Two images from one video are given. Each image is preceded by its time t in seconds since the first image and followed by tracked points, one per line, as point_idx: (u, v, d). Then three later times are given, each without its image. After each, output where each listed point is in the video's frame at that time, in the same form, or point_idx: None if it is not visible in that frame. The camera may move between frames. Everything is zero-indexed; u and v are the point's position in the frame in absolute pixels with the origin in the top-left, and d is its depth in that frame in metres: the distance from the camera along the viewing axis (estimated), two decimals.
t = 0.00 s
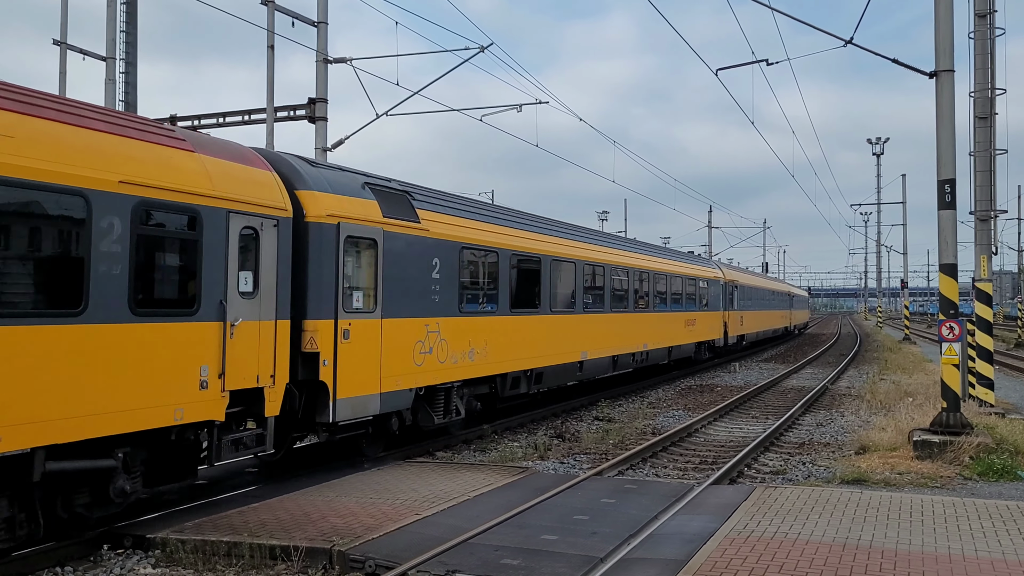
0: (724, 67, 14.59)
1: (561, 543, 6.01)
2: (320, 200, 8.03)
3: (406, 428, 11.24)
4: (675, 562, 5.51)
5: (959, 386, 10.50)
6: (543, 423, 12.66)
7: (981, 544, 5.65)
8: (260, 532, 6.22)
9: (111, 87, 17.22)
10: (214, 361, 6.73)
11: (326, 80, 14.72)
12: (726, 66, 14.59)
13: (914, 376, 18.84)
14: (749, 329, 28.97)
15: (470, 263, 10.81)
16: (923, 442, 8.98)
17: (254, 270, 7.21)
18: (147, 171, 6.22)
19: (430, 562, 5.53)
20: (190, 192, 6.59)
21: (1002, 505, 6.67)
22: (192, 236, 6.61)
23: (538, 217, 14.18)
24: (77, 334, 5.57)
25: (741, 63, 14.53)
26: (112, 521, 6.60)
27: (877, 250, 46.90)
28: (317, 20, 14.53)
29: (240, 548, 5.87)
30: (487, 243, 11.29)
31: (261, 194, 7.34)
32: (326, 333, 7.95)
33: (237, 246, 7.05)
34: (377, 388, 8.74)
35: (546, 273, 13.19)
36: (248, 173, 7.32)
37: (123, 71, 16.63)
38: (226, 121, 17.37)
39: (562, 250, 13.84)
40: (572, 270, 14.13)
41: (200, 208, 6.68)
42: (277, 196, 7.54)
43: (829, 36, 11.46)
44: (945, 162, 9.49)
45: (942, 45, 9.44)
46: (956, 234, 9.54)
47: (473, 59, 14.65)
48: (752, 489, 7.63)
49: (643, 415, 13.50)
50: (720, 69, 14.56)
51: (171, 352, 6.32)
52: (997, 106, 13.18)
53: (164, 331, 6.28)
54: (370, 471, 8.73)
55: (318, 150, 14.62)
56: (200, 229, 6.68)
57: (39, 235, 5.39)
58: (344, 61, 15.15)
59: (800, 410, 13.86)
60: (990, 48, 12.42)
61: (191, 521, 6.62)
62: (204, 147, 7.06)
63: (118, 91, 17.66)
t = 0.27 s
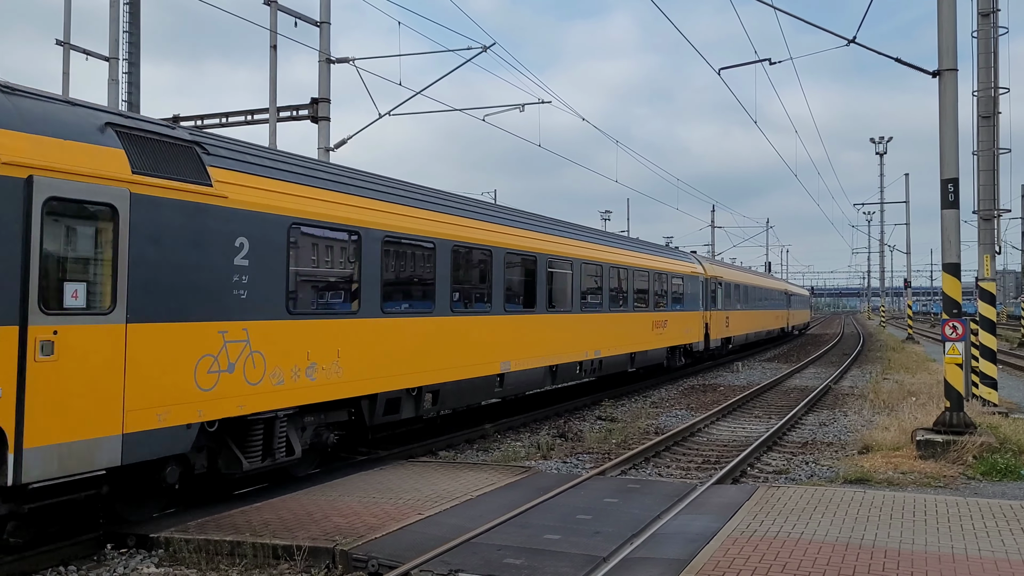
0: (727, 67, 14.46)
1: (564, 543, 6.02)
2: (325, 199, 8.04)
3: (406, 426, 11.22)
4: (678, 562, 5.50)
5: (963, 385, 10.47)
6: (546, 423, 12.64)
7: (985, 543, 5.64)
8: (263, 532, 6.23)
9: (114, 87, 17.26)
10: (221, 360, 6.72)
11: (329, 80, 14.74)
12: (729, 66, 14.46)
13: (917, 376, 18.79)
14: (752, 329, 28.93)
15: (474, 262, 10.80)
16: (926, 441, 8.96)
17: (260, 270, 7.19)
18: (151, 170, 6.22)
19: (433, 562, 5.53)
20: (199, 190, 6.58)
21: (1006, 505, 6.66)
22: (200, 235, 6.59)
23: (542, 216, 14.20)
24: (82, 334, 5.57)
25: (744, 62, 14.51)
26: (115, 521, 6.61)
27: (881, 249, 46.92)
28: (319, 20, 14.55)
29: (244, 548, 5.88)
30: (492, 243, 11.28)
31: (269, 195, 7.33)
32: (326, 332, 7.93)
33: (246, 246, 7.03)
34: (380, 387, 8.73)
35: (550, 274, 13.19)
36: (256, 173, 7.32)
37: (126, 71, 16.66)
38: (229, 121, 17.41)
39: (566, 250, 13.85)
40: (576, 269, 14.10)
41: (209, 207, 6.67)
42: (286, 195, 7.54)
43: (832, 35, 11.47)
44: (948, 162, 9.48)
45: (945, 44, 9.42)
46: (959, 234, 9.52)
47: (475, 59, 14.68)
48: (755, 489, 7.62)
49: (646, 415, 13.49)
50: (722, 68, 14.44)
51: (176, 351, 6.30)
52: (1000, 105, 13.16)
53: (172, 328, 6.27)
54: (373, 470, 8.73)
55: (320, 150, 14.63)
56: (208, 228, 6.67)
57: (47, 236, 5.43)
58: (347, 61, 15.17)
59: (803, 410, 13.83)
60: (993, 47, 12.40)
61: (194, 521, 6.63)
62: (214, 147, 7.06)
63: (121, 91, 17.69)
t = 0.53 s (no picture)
0: (729, 67, 14.44)
1: (567, 543, 6.02)
2: (326, 200, 8.05)
3: (408, 426, 11.22)
4: (680, 562, 5.50)
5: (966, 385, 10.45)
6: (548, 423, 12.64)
7: (987, 543, 5.63)
8: (266, 531, 6.24)
9: (117, 87, 17.28)
10: (224, 359, 6.77)
11: (332, 80, 14.75)
12: (730, 65, 14.47)
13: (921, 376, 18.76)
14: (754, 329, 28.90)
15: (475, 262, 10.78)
16: (929, 441, 8.95)
17: (263, 269, 7.23)
18: (155, 170, 6.27)
19: (435, 561, 5.53)
20: (202, 190, 6.64)
21: (1009, 505, 6.65)
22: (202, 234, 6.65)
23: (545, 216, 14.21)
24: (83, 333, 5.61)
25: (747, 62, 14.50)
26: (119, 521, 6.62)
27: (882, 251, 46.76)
28: (322, 20, 14.56)
29: (246, 547, 5.89)
30: (492, 243, 11.25)
31: (273, 194, 7.38)
32: (328, 332, 7.96)
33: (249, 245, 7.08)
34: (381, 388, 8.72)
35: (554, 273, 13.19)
36: (260, 173, 7.37)
37: (129, 71, 16.67)
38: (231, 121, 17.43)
39: (570, 250, 13.87)
40: (577, 269, 14.05)
41: (212, 207, 6.73)
42: (291, 195, 7.59)
43: (835, 35, 11.45)
44: (951, 161, 9.46)
45: (948, 43, 9.41)
46: (962, 233, 9.51)
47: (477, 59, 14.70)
48: (757, 489, 7.62)
49: (649, 415, 13.48)
50: (726, 69, 14.41)
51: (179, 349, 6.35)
52: (1003, 104, 13.14)
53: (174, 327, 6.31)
54: (375, 470, 8.73)
55: (323, 150, 14.64)
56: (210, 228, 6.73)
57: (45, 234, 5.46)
58: (349, 61, 15.18)
59: (806, 410, 13.82)
60: (996, 47, 12.38)
61: (197, 521, 6.64)
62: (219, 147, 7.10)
63: (124, 91, 17.71)
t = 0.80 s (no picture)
0: (730, 68, 14.52)
1: (569, 542, 6.02)
2: (327, 199, 8.05)
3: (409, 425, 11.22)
4: (682, 562, 5.50)
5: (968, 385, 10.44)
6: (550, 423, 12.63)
7: (990, 543, 5.62)
8: (268, 531, 6.25)
9: (120, 87, 17.30)
10: (226, 359, 6.78)
11: (334, 80, 14.76)
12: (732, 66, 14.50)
13: (923, 376, 18.72)
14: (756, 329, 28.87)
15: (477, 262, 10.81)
16: (931, 441, 8.95)
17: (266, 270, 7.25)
18: (158, 170, 6.29)
19: (438, 561, 5.54)
20: (206, 190, 6.66)
21: (1011, 505, 6.64)
22: (205, 234, 6.67)
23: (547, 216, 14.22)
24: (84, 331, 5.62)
25: (749, 62, 14.50)
26: (121, 521, 6.62)
27: (884, 251, 46.75)
28: (324, 20, 14.57)
29: (249, 547, 5.90)
30: (496, 242, 11.29)
31: (276, 194, 7.40)
32: (329, 331, 7.96)
33: (253, 245, 7.10)
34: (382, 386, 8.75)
35: (556, 273, 13.21)
36: (264, 173, 7.38)
37: (131, 71, 16.68)
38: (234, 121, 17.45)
39: (572, 250, 13.88)
40: (580, 270, 14.06)
41: (216, 207, 6.75)
42: (293, 195, 7.60)
43: (837, 34, 11.43)
44: (953, 161, 9.46)
45: (951, 43, 9.40)
46: (965, 233, 9.50)
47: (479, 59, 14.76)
48: (760, 488, 7.62)
49: (650, 414, 13.47)
50: (727, 69, 14.51)
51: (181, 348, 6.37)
52: (1005, 104, 13.11)
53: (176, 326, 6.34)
54: (377, 470, 8.73)
55: (325, 150, 14.65)
56: (214, 227, 6.75)
57: (48, 231, 5.48)
58: (351, 61, 15.18)
59: (808, 410, 13.80)
60: (998, 46, 12.36)
61: (199, 520, 6.64)
62: (223, 147, 7.13)
63: (126, 92, 17.72)
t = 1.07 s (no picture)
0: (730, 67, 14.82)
1: (571, 542, 6.02)
2: (328, 199, 8.06)
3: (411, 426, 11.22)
4: (685, 562, 5.50)
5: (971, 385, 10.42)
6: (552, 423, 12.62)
7: (993, 543, 5.61)
8: (270, 531, 6.25)
9: (122, 87, 17.31)
10: (226, 359, 6.79)
11: (336, 80, 14.77)
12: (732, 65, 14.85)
13: (926, 375, 18.69)
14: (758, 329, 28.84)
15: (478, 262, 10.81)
16: (934, 440, 8.94)
17: (266, 270, 7.25)
18: (160, 170, 6.29)
19: (440, 561, 5.53)
20: (207, 190, 6.66)
21: (1014, 505, 6.62)
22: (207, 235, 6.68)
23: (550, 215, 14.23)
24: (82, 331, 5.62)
25: (750, 61, 14.51)
26: (123, 521, 6.62)
27: (886, 250, 46.72)
28: (326, 21, 14.58)
29: (251, 547, 5.90)
30: (498, 242, 11.30)
31: (278, 194, 7.40)
32: (329, 331, 7.97)
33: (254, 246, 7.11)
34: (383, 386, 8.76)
35: (557, 273, 13.20)
36: (265, 174, 7.39)
37: (133, 72, 16.69)
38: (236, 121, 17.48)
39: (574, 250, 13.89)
40: (581, 270, 14.06)
41: (217, 207, 6.75)
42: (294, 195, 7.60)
43: (839, 33, 11.42)
44: (956, 160, 9.44)
45: (953, 42, 9.39)
46: (967, 232, 9.49)
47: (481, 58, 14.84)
48: (762, 488, 7.61)
49: (652, 414, 13.46)
50: (726, 69, 14.79)
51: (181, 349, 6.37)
52: (1008, 103, 13.09)
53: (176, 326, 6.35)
54: (379, 470, 8.73)
55: (327, 150, 14.65)
56: (216, 228, 6.75)
57: (49, 231, 5.48)
58: (353, 61, 15.20)
59: (810, 410, 13.77)
60: (1001, 45, 12.34)
61: (201, 520, 6.64)
62: (224, 148, 7.13)
63: (128, 92, 17.74)
